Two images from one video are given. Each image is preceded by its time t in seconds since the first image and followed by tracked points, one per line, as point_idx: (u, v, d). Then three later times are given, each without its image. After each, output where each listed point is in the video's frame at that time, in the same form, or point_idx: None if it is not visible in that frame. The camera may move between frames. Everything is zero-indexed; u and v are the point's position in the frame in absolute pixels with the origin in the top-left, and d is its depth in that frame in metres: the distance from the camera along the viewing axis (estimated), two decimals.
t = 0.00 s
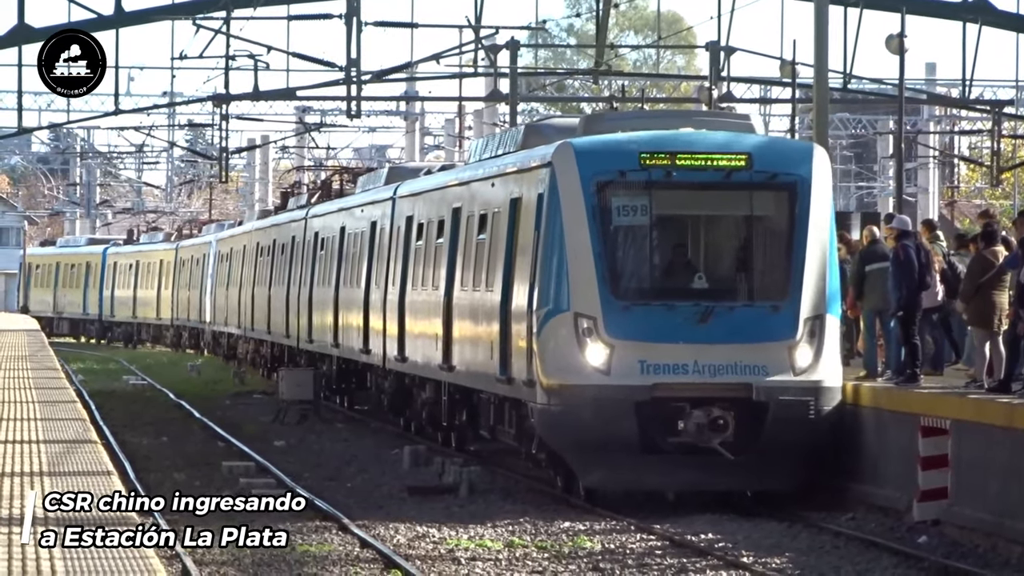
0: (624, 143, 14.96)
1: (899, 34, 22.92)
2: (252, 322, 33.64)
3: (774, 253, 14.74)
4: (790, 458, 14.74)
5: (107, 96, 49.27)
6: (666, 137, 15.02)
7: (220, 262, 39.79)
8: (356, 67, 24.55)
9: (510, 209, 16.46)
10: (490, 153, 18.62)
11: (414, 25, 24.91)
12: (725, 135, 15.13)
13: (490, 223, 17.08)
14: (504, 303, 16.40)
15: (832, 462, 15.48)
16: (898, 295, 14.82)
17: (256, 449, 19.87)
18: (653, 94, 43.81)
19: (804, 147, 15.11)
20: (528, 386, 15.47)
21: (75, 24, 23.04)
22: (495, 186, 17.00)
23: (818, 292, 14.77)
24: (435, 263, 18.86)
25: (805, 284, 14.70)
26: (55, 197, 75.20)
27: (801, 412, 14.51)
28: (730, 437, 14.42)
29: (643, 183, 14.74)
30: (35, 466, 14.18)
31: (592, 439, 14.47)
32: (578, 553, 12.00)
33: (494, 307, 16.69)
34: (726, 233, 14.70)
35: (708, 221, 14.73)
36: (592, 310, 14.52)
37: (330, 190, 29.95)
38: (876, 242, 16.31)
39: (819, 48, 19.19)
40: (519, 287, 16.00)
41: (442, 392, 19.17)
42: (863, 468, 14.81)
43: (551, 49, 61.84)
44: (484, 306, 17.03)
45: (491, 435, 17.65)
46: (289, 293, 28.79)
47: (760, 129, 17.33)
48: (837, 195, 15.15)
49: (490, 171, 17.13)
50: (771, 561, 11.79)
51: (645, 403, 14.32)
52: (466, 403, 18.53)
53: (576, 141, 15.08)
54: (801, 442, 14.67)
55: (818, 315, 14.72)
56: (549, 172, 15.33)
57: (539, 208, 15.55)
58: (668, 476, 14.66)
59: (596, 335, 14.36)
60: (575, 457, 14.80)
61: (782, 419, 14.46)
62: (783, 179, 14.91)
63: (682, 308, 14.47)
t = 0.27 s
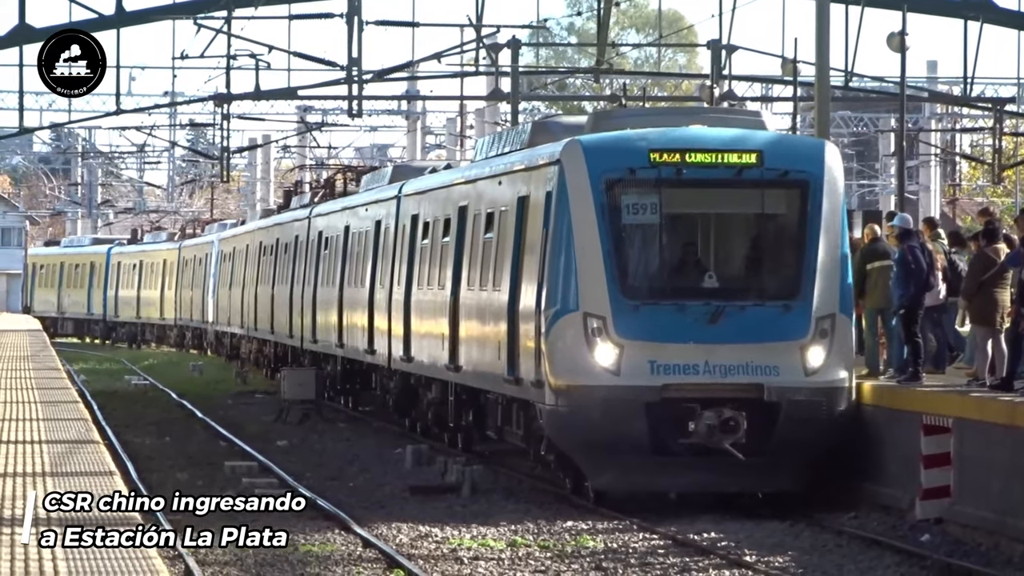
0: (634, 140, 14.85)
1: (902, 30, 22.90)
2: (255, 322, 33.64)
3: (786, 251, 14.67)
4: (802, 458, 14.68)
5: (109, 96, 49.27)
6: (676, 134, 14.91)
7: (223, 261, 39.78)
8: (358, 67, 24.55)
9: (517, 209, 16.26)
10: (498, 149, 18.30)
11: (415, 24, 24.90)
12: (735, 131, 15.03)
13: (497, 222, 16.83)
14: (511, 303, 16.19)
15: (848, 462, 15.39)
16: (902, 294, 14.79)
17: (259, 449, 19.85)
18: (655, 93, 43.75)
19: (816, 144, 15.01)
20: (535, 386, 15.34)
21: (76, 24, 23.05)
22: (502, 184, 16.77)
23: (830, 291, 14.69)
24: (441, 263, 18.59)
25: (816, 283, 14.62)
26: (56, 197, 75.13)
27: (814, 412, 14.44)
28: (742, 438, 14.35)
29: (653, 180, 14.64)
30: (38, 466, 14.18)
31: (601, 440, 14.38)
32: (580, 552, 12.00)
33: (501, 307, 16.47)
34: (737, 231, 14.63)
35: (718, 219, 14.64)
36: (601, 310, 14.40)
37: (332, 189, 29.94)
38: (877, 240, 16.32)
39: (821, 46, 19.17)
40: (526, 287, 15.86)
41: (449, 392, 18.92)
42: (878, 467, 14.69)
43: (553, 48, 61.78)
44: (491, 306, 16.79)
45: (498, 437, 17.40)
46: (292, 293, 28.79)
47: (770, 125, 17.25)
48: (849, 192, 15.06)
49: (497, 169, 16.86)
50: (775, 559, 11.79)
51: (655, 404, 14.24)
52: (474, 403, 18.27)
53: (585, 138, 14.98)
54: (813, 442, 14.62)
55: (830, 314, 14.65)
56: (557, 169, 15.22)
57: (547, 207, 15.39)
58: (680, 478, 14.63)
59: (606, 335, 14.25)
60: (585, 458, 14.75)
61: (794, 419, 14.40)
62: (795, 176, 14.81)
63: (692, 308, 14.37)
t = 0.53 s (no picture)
0: (643, 137, 14.86)
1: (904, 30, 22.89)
2: (257, 321, 33.64)
3: (797, 249, 14.69)
4: (813, 458, 14.69)
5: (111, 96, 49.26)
6: (686, 131, 14.92)
7: (225, 261, 39.76)
8: (359, 66, 24.56)
9: (525, 206, 16.16)
10: (503, 148, 18.01)
11: (416, 23, 24.89)
12: (745, 129, 15.04)
13: (504, 221, 16.72)
14: (519, 303, 16.11)
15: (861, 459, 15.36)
16: (903, 294, 14.79)
17: (261, 449, 19.85)
18: (656, 92, 43.69)
19: (827, 141, 15.02)
20: (544, 386, 15.32)
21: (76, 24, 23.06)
22: (509, 183, 16.64)
23: (842, 290, 14.70)
24: (447, 262, 18.43)
25: (828, 282, 14.62)
26: (58, 196, 75.10)
27: (825, 412, 14.44)
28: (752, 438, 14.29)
29: (662, 178, 14.66)
30: (39, 466, 14.19)
31: (610, 440, 14.38)
32: (582, 551, 12.00)
33: (509, 307, 16.35)
34: (747, 230, 14.64)
35: (728, 217, 14.65)
36: (610, 310, 14.40)
37: (334, 188, 29.93)
38: (878, 239, 16.36)
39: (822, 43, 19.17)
40: (534, 286, 15.80)
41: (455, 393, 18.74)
42: (893, 468, 14.66)
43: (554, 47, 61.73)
44: (498, 305, 16.69)
45: (504, 437, 17.23)
46: (296, 292, 28.80)
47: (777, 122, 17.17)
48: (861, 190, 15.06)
49: (505, 167, 16.68)
50: (776, 557, 11.78)
51: (664, 404, 14.24)
52: (480, 404, 18.11)
53: (593, 136, 14.99)
54: (825, 441, 14.62)
55: (842, 314, 14.64)
56: (564, 167, 15.22)
57: (555, 205, 15.38)
58: (688, 478, 14.65)
59: (615, 335, 14.25)
60: (594, 459, 14.74)
61: (804, 418, 14.40)
62: (805, 174, 14.83)
63: (702, 307, 14.37)
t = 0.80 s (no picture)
0: (650, 134, 14.84)
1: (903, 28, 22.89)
2: (258, 321, 33.64)
3: (805, 248, 14.67)
4: (822, 459, 14.67)
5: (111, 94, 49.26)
6: (694, 128, 14.89)
7: (225, 259, 39.78)
8: (358, 65, 24.54)
9: (530, 204, 16.04)
10: (506, 145, 17.94)
11: (416, 22, 24.89)
12: (754, 125, 15.01)
13: (509, 219, 16.56)
14: (523, 303, 16.00)
15: (869, 460, 15.35)
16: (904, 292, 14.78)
17: (261, 447, 19.85)
18: (654, 91, 43.71)
19: (837, 137, 14.98)
20: (548, 385, 15.29)
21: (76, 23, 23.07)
22: (513, 180, 16.49)
23: (850, 289, 14.67)
24: (451, 260, 18.37)
25: (837, 280, 14.61)
26: (59, 196, 75.12)
27: (833, 411, 14.43)
28: (760, 439, 14.33)
29: (670, 175, 14.63)
30: (39, 465, 14.20)
31: (617, 441, 14.37)
32: (582, 550, 12.00)
33: (515, 308, 16.16)
34: (754, 227, 14.62)
35: (736, 215, 14.63)
36: (617, 309, 14.39)
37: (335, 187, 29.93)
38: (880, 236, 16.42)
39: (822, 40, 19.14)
40: (537, 286, 15.75)
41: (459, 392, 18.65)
42: (902, 469, 14.65)
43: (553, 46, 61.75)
44: (502, 304, 16.53)
45: (509, 437, 17.05)
46: (297, 290, 28.80)
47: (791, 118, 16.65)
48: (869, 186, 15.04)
49: (510, 163, 16.57)
50: (775, 556, 11.79)
51: (672, 404, 14.22)
52: (484, 404, 17.96)
53: (600, 132, 14.96)
54: (833, 441, 14.62)
55: (852, 313, 14.64)
56: (571, 165, 15.19)
57: (560, 203, 15.33)
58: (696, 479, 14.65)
59: (622, 334, 14.22)
60: (602, 460, 14.73)
61: (812, 418, 14.40)
62: (814, 171, 14.79)
63: (710, 306, 14.36)
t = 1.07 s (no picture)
0: (652, 135, 14.50)
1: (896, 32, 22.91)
2: (253, 323, 33.62)
3: (809, 250, 14.31)
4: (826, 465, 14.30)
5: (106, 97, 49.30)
6: (697, 129, 14.55)
7: (220, 261, 39.83)
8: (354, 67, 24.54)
9: (529, 205, 15.88)
10: (504, 147, 17.88)
11: (410, 25, 24.88)
12: (758, 126, 14.65)
13: (509, 220, 16.46)
14: (523, 306, 15.76)
15: (876, 468, 14.99)
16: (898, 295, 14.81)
17: (254, 450, 19.83)
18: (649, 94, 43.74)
19: (841, 139, 14.61)
20: (548, 390, 14.97)
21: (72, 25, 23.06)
22: (513, 181, 16.39)
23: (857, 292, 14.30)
24: (450, 262, 18.37)
25: (842, 282, 14.22)
26: (53, 198, 75.16)
27: (837, 417, 14.07)
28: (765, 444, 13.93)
29: (672, 177, 14.29)
30: (33, 467, 14.20)
31: (619, 445, 14.05)
32: (575, 552, 12.00)
33: (514, 311, 16.00)
34: (758, 229, 14.27)
35: (739, 217, 14.28)
36: (618, 312, 14.07)
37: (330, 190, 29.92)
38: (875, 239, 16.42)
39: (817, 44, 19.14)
40: (538, 289, 15.49)
41: (457, 396, 18.59)
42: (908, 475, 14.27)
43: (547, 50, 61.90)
44: (502, 307, 16.40)
45: (508, 441, 16.96)
46: (292, 293, 28.77)
47: (796, 120, 16.41)
48: (876, 187, 14.66)
49: (510, 165, 16.51)
50: (768, 560, 11.78)
51: (674, 408, 13.89)
52: (482, 407, 17.92)
53: (601, 133, 14.64)
54: (839, 447, 14.26)
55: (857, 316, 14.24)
56: (572, 166, 14.89)
57: (562, 205, 15.00)
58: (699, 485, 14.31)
59: (623, 337, 13.90)
60: (603, 465, 14.40)
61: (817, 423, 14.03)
62: (818, 172, 14.42)
63: (713, 309, 14.02)
